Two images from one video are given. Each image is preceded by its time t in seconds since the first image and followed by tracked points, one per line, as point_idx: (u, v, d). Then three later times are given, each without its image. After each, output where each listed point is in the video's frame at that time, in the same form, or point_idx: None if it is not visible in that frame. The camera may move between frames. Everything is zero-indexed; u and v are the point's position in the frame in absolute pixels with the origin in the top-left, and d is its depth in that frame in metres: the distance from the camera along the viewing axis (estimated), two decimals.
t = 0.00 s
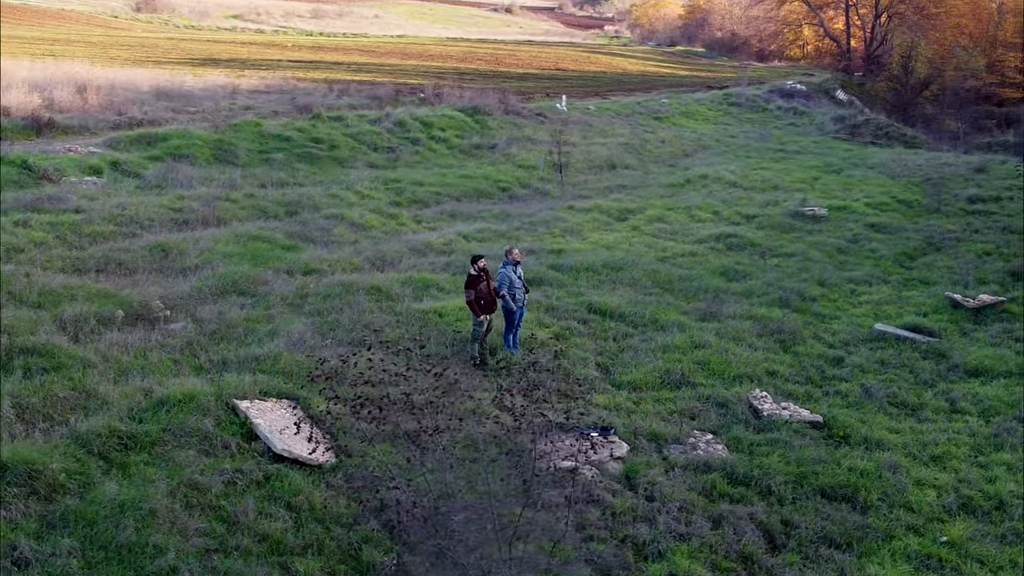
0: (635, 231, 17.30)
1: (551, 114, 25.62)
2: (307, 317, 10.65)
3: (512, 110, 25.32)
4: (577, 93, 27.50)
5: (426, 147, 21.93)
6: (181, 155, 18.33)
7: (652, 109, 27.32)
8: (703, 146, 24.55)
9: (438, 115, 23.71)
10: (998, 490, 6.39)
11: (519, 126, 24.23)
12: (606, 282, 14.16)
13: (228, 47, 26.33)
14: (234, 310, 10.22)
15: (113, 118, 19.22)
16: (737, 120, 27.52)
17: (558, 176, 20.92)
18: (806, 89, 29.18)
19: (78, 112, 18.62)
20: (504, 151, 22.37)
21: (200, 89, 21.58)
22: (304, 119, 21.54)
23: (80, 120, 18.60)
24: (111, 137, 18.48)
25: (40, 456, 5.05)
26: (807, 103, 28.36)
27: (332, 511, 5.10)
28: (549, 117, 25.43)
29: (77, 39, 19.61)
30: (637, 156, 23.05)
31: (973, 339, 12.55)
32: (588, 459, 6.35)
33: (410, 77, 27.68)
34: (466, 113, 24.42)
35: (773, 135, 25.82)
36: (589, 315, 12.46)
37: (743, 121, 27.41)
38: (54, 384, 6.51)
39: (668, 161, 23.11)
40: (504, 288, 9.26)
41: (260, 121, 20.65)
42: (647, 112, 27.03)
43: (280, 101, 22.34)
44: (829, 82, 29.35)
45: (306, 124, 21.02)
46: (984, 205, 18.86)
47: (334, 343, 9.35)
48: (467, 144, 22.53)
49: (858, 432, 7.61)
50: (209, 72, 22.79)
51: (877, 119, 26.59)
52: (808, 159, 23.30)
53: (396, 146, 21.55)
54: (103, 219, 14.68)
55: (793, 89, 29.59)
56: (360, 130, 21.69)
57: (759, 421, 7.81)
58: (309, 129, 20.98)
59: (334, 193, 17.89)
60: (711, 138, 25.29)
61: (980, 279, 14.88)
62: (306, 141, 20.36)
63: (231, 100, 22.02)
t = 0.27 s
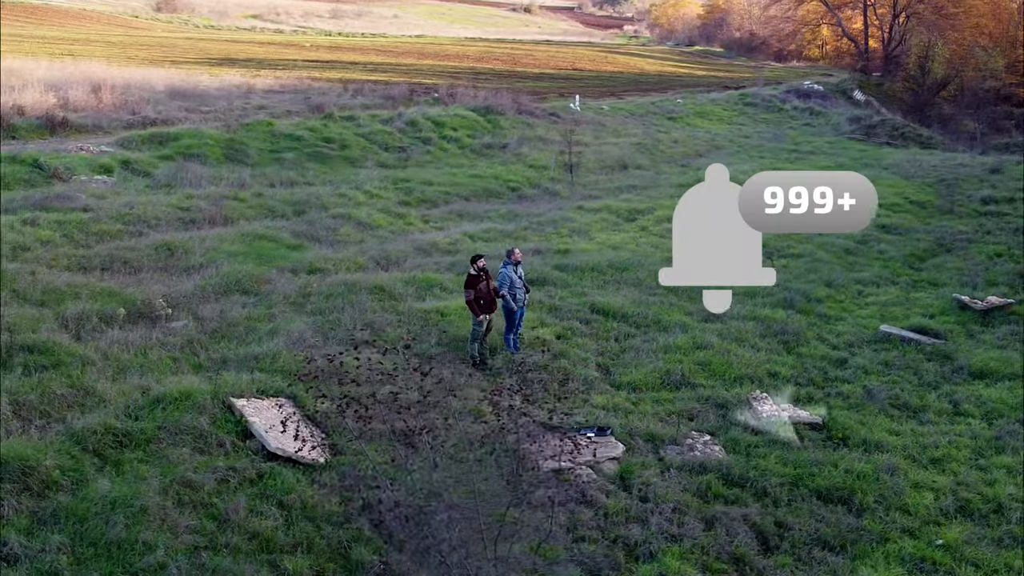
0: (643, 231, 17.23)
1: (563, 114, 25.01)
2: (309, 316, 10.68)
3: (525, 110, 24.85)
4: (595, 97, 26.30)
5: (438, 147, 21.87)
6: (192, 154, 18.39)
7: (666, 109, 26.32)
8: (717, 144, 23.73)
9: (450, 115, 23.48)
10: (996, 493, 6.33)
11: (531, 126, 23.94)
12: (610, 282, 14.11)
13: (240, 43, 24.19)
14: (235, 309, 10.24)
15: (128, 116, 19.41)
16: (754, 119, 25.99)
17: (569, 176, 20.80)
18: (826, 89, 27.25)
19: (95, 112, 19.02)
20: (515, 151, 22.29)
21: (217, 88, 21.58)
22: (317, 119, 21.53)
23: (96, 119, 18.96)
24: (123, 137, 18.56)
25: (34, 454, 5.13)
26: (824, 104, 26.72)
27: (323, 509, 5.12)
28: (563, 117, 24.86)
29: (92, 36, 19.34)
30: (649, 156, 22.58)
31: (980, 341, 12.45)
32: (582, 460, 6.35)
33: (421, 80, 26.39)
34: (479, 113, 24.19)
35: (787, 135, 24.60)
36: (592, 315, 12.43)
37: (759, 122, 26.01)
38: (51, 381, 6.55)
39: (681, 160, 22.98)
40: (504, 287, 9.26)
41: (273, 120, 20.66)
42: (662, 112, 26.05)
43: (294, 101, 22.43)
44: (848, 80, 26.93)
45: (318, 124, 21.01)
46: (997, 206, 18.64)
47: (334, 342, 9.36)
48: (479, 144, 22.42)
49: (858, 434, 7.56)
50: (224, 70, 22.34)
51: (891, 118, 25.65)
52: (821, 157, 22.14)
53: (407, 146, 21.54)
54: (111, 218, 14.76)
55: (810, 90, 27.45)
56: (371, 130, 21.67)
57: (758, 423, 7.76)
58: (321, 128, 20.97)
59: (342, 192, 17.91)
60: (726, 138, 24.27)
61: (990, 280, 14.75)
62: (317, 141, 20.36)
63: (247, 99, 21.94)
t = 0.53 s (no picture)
0: (649, 231, 17.15)
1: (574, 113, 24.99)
2: (308, 314, 10.70)
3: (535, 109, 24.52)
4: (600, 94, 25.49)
5: (447, 146, 21.93)
6: (200, 153, 18.47)
7: (676, 108, 26.49)
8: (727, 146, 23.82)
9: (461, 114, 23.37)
10: (991, 496, 6.28)
11: (541, 125, 23.90)
12: (612, 282, 14.06)
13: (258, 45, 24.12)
14: (234, 308, 10.27)
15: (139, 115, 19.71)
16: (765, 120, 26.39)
17: (578, 176, 20.84)
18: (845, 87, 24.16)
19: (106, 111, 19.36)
20: (524, 151, 22.24)
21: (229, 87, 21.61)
22: (326, 117, 21.32)
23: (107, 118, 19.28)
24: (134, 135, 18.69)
25: (25, 450, 5.18)
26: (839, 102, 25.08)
27: (312, 507, 5.13)
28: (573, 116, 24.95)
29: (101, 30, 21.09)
30: (657, 155, 22.95)
31: (984, 343, 12.36)
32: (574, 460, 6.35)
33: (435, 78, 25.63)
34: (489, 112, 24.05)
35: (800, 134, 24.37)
36: (592, 315, 12.40)
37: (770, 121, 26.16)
38: (47, 378, 6.59)
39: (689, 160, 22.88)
40: (502, 287, 9.26)
41: (282, 118, 20.62)
42: (674, 111, 26.49)
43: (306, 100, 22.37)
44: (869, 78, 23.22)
45: (328, 123, 21.00)
46: (1007, 206, 18.43)
47: (332, 341, 9.38)
48: (489, 144, 22.46)
49: (854, 435, 7.51)
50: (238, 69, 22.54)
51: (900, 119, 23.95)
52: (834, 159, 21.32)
53: (417, 145, 21.53)
54: (116, 216, 14.83)
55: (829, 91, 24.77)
56: (382, 129, 21.66)
57: (754, 424, 7.72)
58: (331, 127, 20.94)
59: (349, 192, 17.92)
60: (736, 137, 24.75)
61: (996, 281, 14.63)
62: (326, 140, 20.34)
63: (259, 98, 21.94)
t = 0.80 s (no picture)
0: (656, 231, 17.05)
1: (588, 114, 24.35)
2: (307, 314, 10.73)
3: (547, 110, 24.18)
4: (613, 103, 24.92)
5: (457, 146, 21.50)
6: (210, 153, 18.47)
7: (691, 109, 25.02)
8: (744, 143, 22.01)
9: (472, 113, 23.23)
10: (985, 500, 6.23)
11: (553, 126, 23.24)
12: (615, 282, 14.01)
13: (280, 47, 27.25)
14: (232, 307, 10.29)
15: (152, 114, 19.87)
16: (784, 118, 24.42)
17: (587, 177, 20.18)
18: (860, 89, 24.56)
19: (120, 110, 19.55)
20: (535, 151, 21.63)
21: (243, 86, 22.18)
22: (338, 117, 21.43)
23: (120, 117, 19.37)
24: (145, 134, 18.76)
25: (16, 447, 5.25)
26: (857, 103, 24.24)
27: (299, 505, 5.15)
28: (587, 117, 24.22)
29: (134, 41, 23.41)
30: (669, 151, 21.85)
31: (990, 346, 12.22)
32: (566, 461, 6.34)
33: (451, 80, 26.45)
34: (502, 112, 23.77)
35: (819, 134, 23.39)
36: (592, 315, 12.37)
37: (787, 121, 24.19)
38: (41, 376, 6.62)
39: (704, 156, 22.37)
40: (498, 288, 9.25)
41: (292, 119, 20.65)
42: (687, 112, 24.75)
43: (318, 100, 22.41)
44: (879, 81, 23.46)
45: (339, 122, 20.95)
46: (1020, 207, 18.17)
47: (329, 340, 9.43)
48: (499, 144, 21.99)
49: (850, 437, 7.45)
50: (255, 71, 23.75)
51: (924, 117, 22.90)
52: (847, 160, 20.82)
53: (426, 145, 21.20)
54: (122, 215, 14.92)
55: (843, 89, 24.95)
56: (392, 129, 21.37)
57: (750, 425, 7.68)
58: (342, 127, 20.89)
59: (356, 191, 17.90)
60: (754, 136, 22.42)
61: (1005, 284, 14.45)
62: (336, 140, 20.18)
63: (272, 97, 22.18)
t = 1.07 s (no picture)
0: (664, 231, 16.93)
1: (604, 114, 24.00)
2: (307, 313, 10.76)
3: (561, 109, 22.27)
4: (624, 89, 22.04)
5: (468, 147, 21.17)
6: (221, 153, 18.55)
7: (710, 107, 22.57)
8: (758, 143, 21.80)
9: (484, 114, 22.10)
10: (978, 503, 6.17)
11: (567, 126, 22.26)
12: (618, 283, 13.96)
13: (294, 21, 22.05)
14: (231, 305, 10.33)
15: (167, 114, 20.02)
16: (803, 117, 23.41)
17: (598, 176, 20.24)
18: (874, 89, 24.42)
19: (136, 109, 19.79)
20: (547, 151, 21.27)
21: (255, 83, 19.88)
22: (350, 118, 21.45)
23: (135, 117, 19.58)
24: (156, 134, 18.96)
25: (7, 444, 5.31)
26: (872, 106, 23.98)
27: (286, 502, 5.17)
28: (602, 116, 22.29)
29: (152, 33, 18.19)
30: (681, 151, 21.61)
31: (995, 349, 12.09)
32: (556, 460, 6.35)
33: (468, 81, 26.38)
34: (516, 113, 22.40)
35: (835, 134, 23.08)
36: (593, 316, 12.34)
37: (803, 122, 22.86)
38: (36, 373, 6.67)
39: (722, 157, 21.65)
40: (496, 288, 9.25)
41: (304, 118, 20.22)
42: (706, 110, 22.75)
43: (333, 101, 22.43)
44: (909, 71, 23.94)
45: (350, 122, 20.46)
46: None
47: (327, 339, 9.47)
48: (511, 144, 21.50)
49: (845, 439, 7.40)
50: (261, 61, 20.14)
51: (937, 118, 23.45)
52: (861, 161, 20.89)
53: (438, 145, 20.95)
54: (128, 214, 15.01)
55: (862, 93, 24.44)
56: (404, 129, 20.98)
57: (745, 426, 7.65)
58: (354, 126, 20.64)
59: (364, 190, 17.89)
60: (768, 138, 21.92)
61: (1013, 286, 14.29)
62: (347, 140, 20.03)
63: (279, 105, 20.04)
